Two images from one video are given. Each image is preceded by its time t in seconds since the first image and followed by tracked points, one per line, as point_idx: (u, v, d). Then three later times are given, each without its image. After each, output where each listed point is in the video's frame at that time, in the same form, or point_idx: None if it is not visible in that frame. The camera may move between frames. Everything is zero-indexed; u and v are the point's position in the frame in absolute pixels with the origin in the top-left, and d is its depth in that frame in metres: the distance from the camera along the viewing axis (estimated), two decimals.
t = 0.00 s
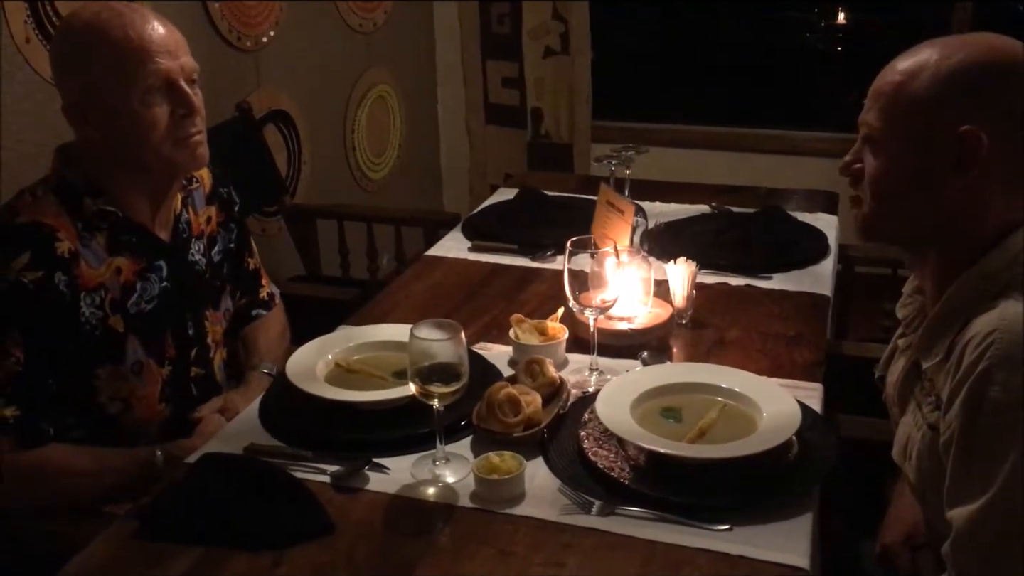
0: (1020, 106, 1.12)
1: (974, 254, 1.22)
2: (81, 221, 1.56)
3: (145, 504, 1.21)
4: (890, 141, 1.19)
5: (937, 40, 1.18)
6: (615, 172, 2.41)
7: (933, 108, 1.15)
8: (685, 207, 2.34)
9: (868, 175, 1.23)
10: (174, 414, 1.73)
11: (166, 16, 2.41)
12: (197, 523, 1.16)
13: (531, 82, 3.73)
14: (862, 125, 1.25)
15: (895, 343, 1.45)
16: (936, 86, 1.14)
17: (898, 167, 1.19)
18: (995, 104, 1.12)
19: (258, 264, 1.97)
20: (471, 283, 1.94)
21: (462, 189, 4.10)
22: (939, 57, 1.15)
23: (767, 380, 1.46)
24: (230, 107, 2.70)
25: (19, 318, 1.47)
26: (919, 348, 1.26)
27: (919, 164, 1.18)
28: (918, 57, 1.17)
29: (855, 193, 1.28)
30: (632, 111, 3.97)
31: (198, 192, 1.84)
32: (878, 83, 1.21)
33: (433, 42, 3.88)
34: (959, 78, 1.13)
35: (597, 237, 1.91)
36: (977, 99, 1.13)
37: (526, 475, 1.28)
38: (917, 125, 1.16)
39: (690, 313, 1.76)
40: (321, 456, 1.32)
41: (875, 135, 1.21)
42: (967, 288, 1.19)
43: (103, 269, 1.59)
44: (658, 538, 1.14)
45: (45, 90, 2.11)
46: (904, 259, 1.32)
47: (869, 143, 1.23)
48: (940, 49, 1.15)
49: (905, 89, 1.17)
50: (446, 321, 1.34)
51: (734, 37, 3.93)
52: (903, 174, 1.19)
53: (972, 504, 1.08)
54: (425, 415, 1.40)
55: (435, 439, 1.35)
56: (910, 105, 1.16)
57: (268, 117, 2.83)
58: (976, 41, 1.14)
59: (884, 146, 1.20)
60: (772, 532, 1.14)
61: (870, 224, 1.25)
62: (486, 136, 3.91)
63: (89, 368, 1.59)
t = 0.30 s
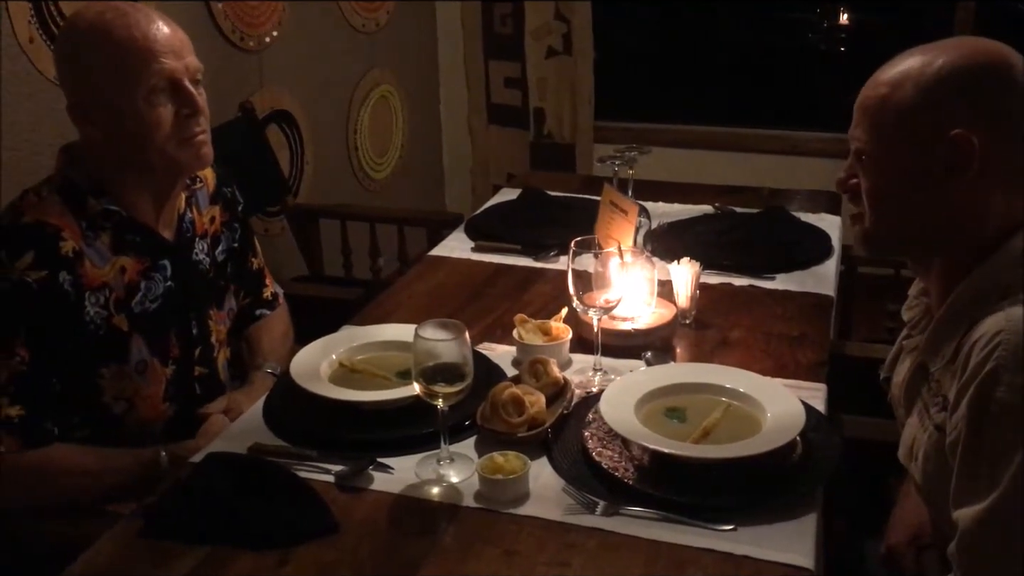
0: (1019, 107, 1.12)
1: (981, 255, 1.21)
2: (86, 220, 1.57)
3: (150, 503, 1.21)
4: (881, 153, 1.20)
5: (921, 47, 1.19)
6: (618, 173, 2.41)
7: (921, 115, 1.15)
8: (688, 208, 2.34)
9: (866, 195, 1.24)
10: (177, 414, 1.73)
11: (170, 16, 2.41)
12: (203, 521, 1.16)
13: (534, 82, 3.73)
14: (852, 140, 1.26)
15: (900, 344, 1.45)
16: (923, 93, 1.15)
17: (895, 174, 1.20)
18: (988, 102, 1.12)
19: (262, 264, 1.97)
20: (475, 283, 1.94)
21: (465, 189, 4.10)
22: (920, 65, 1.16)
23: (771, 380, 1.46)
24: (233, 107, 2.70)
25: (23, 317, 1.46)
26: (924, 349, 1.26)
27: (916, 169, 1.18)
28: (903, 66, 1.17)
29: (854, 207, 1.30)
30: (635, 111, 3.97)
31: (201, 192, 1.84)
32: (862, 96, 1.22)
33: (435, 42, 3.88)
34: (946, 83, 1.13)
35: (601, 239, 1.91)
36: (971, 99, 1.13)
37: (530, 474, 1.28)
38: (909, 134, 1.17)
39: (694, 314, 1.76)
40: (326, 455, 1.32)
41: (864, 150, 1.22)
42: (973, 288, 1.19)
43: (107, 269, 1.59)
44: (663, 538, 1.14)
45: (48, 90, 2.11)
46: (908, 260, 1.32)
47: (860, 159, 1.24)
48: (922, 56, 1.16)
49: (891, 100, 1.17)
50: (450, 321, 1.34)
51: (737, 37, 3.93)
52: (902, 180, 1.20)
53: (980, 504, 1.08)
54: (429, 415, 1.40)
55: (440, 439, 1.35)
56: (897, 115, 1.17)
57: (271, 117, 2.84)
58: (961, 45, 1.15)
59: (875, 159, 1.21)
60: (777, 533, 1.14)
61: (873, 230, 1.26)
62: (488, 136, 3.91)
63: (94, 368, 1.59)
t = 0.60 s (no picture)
0: None
1: (984, 256, 1.22)
2: (88, 219, 1.57)
3: (154, 502, 1.22)
4: (892, 147, 1.20)
5: (938, 44, 1.19)
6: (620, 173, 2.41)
7: (933, 112, 1.15)
8: (690, 208, 2.34)
9: (873, 186, 1.24)
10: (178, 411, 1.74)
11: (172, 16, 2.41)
12: (207, 520, 1.17)
13: (536, 83, 3.73)
14: (864, 132, 1.25)
15: (904, 344, 1.45)
16: (936, 91, 1.15)
17: (898, 172, 1.20)
18: (993, 104, 1.12)
19: (267, 262, 1.97)
20: (477, 283, 1.94)
21: (467, 189, 4.10)
22: (936, 62, 1.15)
23: (773, 380, 1.46)
24: (236, 107, 2.71)
25: (27, 318, 1.45)
26: (927, 350, 1.26)
27: (921, 168, 1.18)
28: (917, 62, 1.17)
29: (859, 199, 1.30)
30: (637, 112, 3.97)
31: (204, 190, 1.85)
32: (878, 90, 1.22)
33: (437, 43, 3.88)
34: (957, 85, 1.14)
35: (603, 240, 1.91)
36: (971, 103, 1.13)
37: (533, 474, 1.28)
38: (915, 132, 1.17)
39: (696, 314, 1.76)
40: (329, 455, 1.32)
41: (876, 143, 1.22)
42: (976, 289, 1.19)
43: (111, 267, 1.59)
44: (665, 539, 1.14)
45: (51, 90, 2.11)
46: (912, 259, 1.32)
47: (871, 150, 1.24)
48: (937, 53, 1.16)
49: (905, 95, 1.17)
50: (453, 321, 1.34)
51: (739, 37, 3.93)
52: (905, 179, 1.20)
53: (982, 505, 1.08)
54: (432, 415, 1.40)
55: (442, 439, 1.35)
56: (908, 113, 1.17)
57: (273, 117, 2.84)
58: (974, 43, 1.15)
59: (886, 152, 1.21)
60: (780, 533, 1.14)
61: (875, 227, 1.26)
62: (490, 137, 3.91)
63: (99, 366, 1.59)
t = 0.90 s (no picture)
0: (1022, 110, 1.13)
1: (983, 259, 1.21)
2: (85, 221, 1.57)
3: (153, 504, 1.22)
4: (890, 150, 1.19)
5: (936, 46, 1.18)
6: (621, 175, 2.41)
7: (932, 114, 1.15)
8: (690, 209, 2.34)
9: (871, 185, 1.23)
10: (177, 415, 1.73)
11: (172, 17, 2.41)
12: (206, 522, 1.17)
13: (537, 83, 3.73)
14: (862, 135, 1.25)
15: (903, 347, 1.44)
16: (934, 93, 1.14)
17: (895, 176, 1.20)
18: (994, 105, 1.12)
19: (267, 264, 1.97)
20: (477, 284, 1.94)
21: (468, 190, 4.10)
22: (935, 63, 1.15)
23: (773, 382, 1.46)
24: (237, 107, 2.71)
25: (23, 320, 1.46)
26: (927, 352, 1.25)
27: (921, 169, 1.18)
28: (916, 64, 1.17)
29: (857, 202, 1.29)
30: (638, 112, 3.97)
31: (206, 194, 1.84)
32: (876, 91, 1.21)
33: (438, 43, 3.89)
34: (955, 87, 1.13)
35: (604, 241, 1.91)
36: (966, 104, 1.13)
37: (532, 477, 1.27)
38: (910, 136, 1.17)
39: (696, 316, 1.76)
40: (328, 457, 1.32)
41: (874, 146, 1.21)
42: (975, 291, 1.19)
43: (107, 270, 1.59)
44: (665, 541, 1.13)
45: (51, 91, 2.11)
46: (911, 260, 1.32)
47: (869, 153, 1.23)
48: (937, 55, 1.16)
49: (903, 98, 1.17)
50: (452, 323, 1.34)
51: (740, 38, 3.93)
52: (902, 183, 1.19)
53: (981, 507, 1.08)
54: (432, 417, 1.40)
55: (442, 440, 1.35)
56: (907, 116, 1.17)
57: (274, 118, 2.84)
58: (971, 45, 1.15)
59: (881, 155, 1.20)
60: (779, 536, 1.14)
61: (874, 229, 1.25)
62: (491, 137, 3.90)
63: (96, 369, 1.59)
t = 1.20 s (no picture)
0: None
1: (988, 260, 1.20)
2: (83, 221, 1.56)
3: (152, 505, 1.21)
4: (894, 151, 1.18)
5: (939, 46, 1.18)
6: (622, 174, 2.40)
7: (937, 114, 1.14)
8: (691, 210, 2.33)
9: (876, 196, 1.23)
10: (176, 417, 1.73)
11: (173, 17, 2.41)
12: (205, 523, 1.16)
13: (538, 83, 3.72)
14: (866, 136, 1.24)
15: (907, 349, 1.43)
16: (939, 93, 1.14)
17: (899, 178, 1.19)
18: (998, 106, 1.11)
19: (267, 265, 1.97)
20: (478, 284, 1.94)
21: (468, 191, 4.09)
22: (940, 63, 1.14)
23: (775, 383, 1.45)
24: (237, 107, 2.70)
25: (21, 319, 1.46)
26: (931, 354, 1.24)
27: (925, 170, 1.17)
28: (920, 64, 1.16)
29: (861, 203, 1.29)
30: (639, 112, 3.96)
31: (207, 195, 1.83)
32: (880, 92, 1.20)
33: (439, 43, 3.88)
34: (958, 86, 1.12)
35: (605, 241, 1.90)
36: (972, 103, 1.12)
37: (533, 479, 1.27)
38: (917, 136, 1.16)
39: (698, 317, 1.75)
40: (327, 459, 1.31)
41: (878, 146, 1.20)
42: (980, 293, 1.18)
43: (105, 270, 1.58)
44: (667, 544, 1.13)
45: (51, 91, 2.11)
46: (915, 261, 1.31)
47: (873, 154, 1.22)
48: (941, 55, 1.15)
49: (907, 98, 1.16)
50: (453, 324, 1.33)
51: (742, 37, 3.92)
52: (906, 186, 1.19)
53: (985, 511, 1.07)
54: (432, 419, 1.39)
55: (442, 443, 1.34)
56: (912, 117, 1.16)
57: (275, 118, 2.83)
58: (976, 44, 1.14)
59: (888, 157, 1.19)
60: (781, 539, 1.13)
61: (877, 231, 1.25)
62: (492, 137, 3.89)
63: (95, 368, 1.59)
